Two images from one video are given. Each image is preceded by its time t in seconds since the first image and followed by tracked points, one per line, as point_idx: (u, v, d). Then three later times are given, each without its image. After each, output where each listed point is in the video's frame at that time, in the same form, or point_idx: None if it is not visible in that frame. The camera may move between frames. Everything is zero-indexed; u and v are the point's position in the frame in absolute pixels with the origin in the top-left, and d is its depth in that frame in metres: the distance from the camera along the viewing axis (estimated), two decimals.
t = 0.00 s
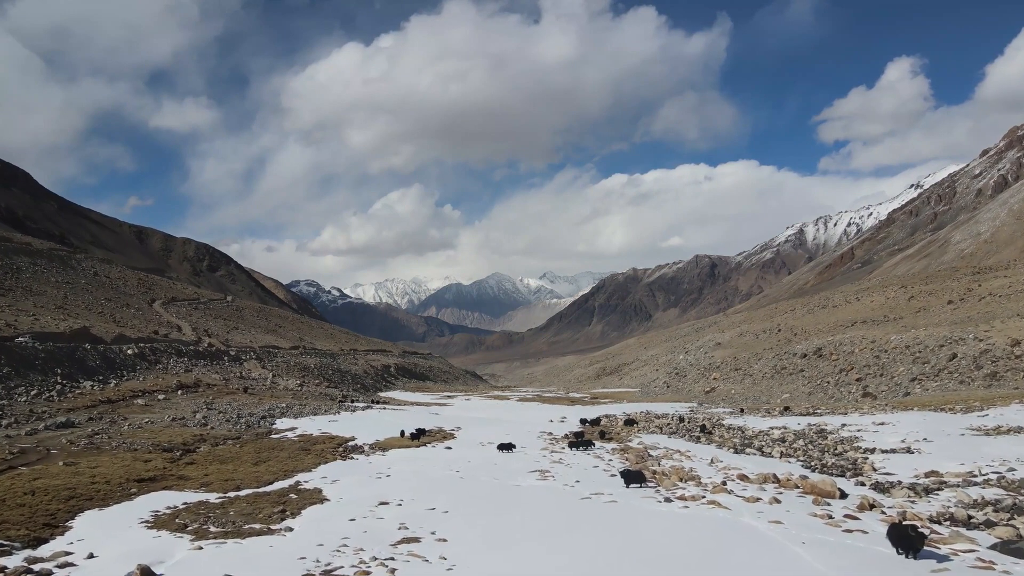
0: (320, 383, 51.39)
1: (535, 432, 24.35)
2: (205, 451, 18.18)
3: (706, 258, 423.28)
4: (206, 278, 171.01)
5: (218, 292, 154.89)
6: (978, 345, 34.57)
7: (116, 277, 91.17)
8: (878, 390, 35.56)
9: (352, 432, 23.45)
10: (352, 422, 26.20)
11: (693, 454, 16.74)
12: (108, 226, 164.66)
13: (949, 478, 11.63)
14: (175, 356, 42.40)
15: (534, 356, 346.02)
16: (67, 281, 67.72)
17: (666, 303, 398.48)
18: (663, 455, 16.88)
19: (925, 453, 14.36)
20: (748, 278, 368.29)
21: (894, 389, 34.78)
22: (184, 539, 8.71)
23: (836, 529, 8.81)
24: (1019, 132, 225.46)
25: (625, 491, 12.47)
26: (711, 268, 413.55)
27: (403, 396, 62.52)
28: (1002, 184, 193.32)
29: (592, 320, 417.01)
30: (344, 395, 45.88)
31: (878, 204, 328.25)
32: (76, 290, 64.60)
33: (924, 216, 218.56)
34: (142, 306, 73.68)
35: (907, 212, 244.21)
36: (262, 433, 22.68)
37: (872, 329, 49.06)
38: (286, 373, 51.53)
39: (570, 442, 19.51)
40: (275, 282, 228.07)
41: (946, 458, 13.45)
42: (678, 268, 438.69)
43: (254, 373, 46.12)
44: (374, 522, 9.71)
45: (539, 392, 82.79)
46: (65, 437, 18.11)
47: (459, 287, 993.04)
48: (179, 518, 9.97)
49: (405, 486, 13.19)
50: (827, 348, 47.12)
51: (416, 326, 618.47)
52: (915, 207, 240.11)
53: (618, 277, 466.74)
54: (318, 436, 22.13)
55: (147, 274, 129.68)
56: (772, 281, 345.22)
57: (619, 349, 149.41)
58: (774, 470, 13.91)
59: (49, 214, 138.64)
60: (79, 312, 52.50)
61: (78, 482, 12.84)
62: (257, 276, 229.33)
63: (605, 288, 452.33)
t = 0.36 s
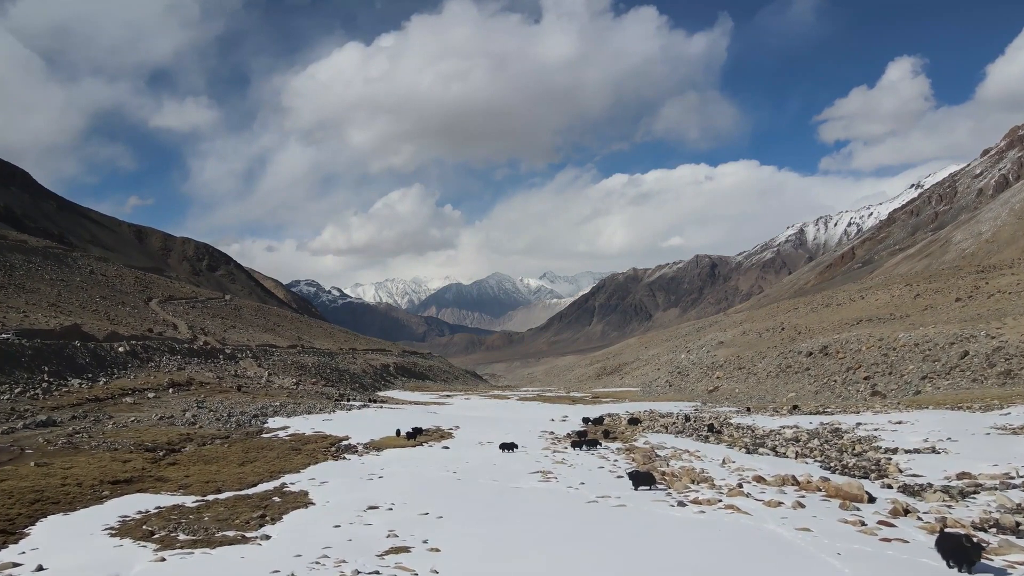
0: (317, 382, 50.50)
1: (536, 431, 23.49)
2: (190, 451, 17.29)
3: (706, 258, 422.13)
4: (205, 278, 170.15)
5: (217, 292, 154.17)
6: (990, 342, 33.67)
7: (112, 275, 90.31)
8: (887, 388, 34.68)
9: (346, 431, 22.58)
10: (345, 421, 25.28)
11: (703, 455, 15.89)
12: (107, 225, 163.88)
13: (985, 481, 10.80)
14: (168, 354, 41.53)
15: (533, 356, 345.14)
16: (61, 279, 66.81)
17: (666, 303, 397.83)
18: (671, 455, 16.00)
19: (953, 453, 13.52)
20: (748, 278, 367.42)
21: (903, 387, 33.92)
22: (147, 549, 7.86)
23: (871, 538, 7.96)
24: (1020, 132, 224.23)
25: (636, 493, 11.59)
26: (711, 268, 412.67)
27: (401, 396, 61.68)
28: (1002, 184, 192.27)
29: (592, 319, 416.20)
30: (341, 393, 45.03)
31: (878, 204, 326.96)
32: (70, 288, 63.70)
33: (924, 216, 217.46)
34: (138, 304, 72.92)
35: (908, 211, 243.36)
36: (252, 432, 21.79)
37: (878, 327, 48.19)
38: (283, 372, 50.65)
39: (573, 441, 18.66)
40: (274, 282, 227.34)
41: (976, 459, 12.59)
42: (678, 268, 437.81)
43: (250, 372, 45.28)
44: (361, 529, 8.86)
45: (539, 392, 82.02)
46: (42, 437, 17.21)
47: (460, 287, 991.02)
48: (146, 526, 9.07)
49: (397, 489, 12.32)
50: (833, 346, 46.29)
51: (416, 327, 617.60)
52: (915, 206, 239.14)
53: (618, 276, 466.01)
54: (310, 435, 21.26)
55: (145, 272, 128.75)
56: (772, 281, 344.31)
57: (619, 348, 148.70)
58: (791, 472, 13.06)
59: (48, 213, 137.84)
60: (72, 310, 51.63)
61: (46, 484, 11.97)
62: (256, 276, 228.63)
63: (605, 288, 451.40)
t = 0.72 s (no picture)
0: (313, 381, 49.65)
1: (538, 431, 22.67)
2: (174, 451, 16.45)
3: (706, 258, 420.99)
4: (204, 277, 169.36)
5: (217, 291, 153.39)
6: (1003, 340, 32.83)
7: (109, 273, 89.54)
8: (897, 387, 33.87)
9: (341, 431, 21.74)
10: (340, 421, 24.41)
11: (714, 455, 15.05)
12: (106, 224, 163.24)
13: None
14: (161, 352, 40.69)
15: (533, 356, 344.39)
16: (55, 277, 66.02)
17: (666, 303, 396.99)
18: (680, 456, 15.15)
19: (982, 453, 12.71)
20: (749, 278, 366.70)
21: (913, 386, 33.10)
22: (106, 561, 7.04)
23: (915, 549, 7.11)
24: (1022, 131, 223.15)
25: (646, 497, 10.75)
26: (711, 268, 411.70)
27: (399, 394, 60.77)
28: (1003, 184, 191.32)
29: (592, 319, 415.51)
30: (338, 392, 44.17)
31: (879, 204, 325.88)
32: (65, 286, 62.91)
33: (925, 216, 216.51)
34: (134, 303, 72.10)
35: (908, 211, 242.45)
36: (243, 431, 20.93)
37: (885, 325, 47.37)
38: (279, 371, 49.79)
39: (577, 442, 17.81)
40: (274, 282, 226.65)
41: (1009, 460, 11.77)
42: (679, 268, 436.95)
43: (245, 371, 44.43)
44: (345, 537, 8.02)
45: (540, 391, 81.36)
46: (19, 437, 16.35)
47: (461, 287, 990.29)
48: (109, 533, 8.22)
49: (389, 492, 11.50)
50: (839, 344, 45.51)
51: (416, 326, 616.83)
52: (916, 206, 238.14)
53: (619, 276, 465.23)
54: (302, 435, 20.42)
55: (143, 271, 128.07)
56: (773, 281, 343.46)
57: (620, 348, 147.99)
58: (811, 473, 12.24)
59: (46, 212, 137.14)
60: (66, 308, 50.87)
61: (14, 487, 11.16)
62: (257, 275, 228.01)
63: (605, 287, 450.70)
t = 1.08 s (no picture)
0: (310, 380, 48.77)
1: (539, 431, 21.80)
2: (156, 452, 15.58)
3: (706, 258, 420.01)
4: (203, 277, 168.38)
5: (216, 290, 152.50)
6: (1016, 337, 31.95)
7: (106, 272, 88.65)
8: (907, 386, 32.99)
9: (334, 430, 20.87)
10: (334, 421, 23.52)
11: (728, 456, 14.18)
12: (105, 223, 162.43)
13: None
14: (153, 350, 39.81)
15: (533, 356, 343.34)
16: (49, 275, 65.09)
17: (666, 302, 395.97)
18: (692, 458, 14.25)
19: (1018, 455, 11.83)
20: (749, 278, 365.73)
21: (924, 385, 32.22)
22: None
23: (973, 565, 6.28)
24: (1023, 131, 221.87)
25: (659, 503, 9.88)
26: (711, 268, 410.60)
27: (398, 394, 59.86)
28: (1004, 183, 190.23)
29: (592, 319, 414.53)
30: (335, 391, 43.30)
31: (879, 204, 324.70)
32: (59, 284, 62.01)
33: (926, 216, 215.31)
34: (130, 301, 71.16)
35: (908, 211, 241.39)
36: (232, 431, 20.04)
37: (892, 323, 46.49)
38: (275, 369, 48.91)
39: (581, 442, 16.91)
40: (274, 281, 225.82)
41: None
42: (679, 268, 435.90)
43: (240, 369, 43.57)
44: (326, 551, 7.17)
45: (541, 391, 80.51)
46: None
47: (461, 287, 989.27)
48: (62, 545, 7.36)
49: (380, 496, 10.65)
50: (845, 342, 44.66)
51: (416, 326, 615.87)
52: (917, 205, 237.04)
53: (619, 275, 464.21)
54: (293, 435, 19.55)
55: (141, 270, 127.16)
56: (773, 282, 342.37)
57: (621, 347, 147.10)
58: (834, 476, 11.38)
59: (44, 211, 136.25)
60: (58, 305, 49.98)
61: None
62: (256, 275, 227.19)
63: (606, 287, 449.72)
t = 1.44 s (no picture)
0: (307, 379, 47.94)
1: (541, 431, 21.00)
2: (137, 454, 14.78)
3: (706, 258, 419.09)
4: (201, 276, 167.45)
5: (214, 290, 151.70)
6: None
7: (102, 270, 87.84)
8: (918, 386, 32.18)
9: (328, 430, 20.07)
10: (328, 420, 22.70)
11: (742, 458, 13.35)
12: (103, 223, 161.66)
13: None
14: (146, 348, 38.98)
15: (533, 356, 342.42)
16: (44, 272, 64.25)
17: (666, 302, 395.01)
18: (703, 459, 13.43)
19: None
20: (749, 278, 364.79)
21: (936, 385, 31.42)
22: None
23: None
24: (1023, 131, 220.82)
25: (674, 512, 9.00)
26: (711, 267, 409.63)
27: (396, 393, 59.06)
28: (1005, 183, 189.28)
29: (592, 319, 413.59)
30: (332, 390, 42.48)
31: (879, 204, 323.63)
32: (53, 282, 61.18)
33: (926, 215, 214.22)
34: (126, 300, 70.36)
35: (908, 211, 240.33)
36: (220, 432, 19.22)
37: (899, 321, 45.68)
38: (272, 368, 48.12)
39: (585, 443, 16.14)
40: (273, 281, 225.03)
41: None
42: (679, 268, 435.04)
43: (235, 368, 42.77)
44: (305, 568, 6.37)
45: (541, 390, 79.68)
46: None
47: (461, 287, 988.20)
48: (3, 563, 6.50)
49: (369, 503, 9.83)
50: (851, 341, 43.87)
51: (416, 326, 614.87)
52: (918, 205, 236.04)
53: (619, 275, 463.34)
54: (285, 435, 18.76)
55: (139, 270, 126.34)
56: (773, 282, 341.35)
57: (621, 347, 146.30)
58: (860, 481, 10.57)
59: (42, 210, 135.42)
60: (51, 303, 49.16)
61: None
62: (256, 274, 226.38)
63: (606, 287, 448.73)
